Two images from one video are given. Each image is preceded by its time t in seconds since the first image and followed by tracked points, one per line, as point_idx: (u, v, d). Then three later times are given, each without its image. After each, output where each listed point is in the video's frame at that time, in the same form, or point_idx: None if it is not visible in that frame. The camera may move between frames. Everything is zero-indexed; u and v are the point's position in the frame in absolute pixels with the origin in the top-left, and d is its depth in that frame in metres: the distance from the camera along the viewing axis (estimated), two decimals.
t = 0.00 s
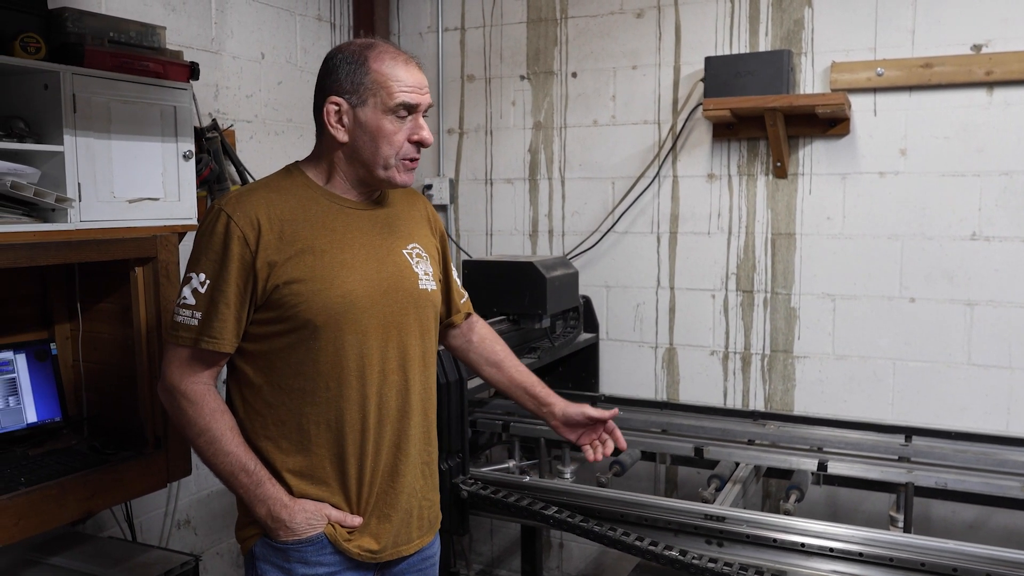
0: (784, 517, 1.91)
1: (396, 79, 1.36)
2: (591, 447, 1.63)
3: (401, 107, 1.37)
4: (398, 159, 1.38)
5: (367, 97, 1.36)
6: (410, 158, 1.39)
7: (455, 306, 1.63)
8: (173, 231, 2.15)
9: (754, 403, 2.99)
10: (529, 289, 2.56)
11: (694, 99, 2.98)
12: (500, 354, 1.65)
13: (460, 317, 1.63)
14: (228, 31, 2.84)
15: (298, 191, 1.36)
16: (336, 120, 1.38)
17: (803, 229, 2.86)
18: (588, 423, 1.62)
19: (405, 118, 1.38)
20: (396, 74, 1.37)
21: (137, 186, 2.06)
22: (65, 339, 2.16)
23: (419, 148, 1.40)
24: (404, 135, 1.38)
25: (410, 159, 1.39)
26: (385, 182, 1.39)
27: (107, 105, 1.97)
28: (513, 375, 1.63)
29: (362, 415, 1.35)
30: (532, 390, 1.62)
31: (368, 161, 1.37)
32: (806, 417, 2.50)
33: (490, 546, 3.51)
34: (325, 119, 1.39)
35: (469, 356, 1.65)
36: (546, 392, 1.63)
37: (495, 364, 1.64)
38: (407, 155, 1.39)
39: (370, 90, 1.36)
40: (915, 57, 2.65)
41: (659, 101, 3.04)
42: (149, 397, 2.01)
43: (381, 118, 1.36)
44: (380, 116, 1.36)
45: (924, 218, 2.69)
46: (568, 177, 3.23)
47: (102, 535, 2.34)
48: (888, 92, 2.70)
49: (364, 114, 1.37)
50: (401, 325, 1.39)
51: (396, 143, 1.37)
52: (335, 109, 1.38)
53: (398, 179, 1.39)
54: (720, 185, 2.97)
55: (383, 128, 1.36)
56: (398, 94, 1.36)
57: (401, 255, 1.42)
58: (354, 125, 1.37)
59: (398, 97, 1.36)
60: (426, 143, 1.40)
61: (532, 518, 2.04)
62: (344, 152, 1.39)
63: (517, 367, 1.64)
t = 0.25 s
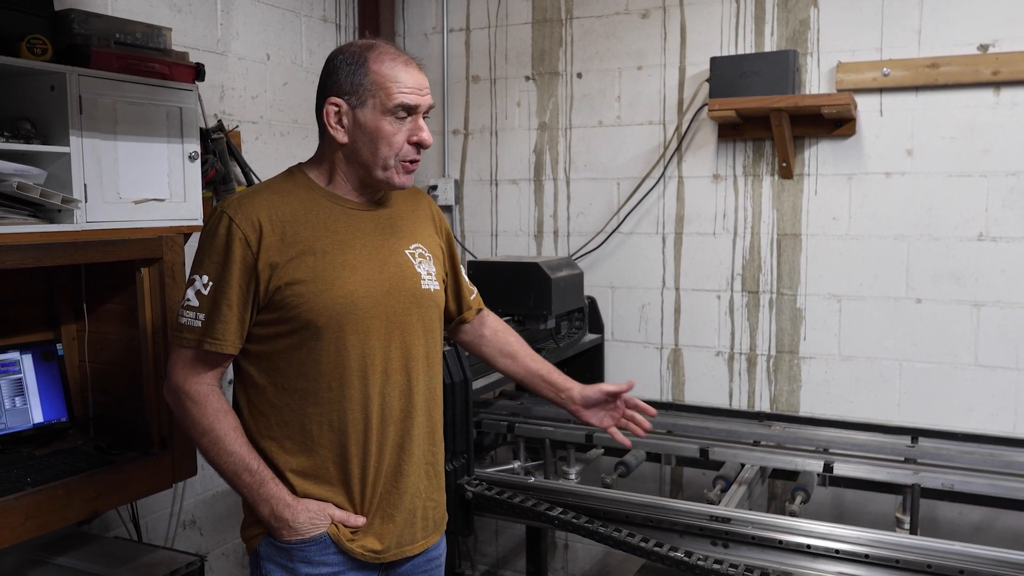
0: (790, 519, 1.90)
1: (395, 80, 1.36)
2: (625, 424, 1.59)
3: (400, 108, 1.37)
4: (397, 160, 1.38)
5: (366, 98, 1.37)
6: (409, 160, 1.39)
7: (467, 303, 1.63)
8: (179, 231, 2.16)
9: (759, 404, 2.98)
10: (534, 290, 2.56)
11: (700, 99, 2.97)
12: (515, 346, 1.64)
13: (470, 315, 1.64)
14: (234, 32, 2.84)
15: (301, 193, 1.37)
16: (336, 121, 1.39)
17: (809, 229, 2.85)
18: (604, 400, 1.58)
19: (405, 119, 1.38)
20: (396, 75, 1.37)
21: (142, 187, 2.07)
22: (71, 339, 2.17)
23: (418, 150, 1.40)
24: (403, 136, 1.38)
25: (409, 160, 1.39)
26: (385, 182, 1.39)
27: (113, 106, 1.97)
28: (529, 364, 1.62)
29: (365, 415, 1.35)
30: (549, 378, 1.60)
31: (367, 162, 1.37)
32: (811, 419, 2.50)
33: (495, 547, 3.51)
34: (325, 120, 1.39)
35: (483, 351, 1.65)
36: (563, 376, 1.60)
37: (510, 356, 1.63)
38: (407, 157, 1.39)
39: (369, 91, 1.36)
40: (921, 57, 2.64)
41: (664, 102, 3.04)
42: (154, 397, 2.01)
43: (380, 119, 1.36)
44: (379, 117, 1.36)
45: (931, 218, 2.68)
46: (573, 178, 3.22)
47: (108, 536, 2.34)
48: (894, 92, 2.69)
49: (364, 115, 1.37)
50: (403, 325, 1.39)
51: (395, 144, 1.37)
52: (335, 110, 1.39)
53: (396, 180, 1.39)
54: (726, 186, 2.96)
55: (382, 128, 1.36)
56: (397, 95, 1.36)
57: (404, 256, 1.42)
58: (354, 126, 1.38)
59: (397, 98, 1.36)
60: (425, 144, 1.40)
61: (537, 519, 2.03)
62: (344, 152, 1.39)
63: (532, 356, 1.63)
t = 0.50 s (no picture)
0: (793, 520, 1.90)
1: (394, 80, 1.36)
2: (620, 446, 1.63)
3: (398, 107, 1.36)
4: (396, 160, 1.37)
5: (365, 98, 1.37)
6: (408, 159, 1.37)
7: (466, 306, 1.62)
8: (182, 232, 2.16)
9: (763, 405, 2.98)
10: (537, 290, 2.56)
11: (703, 100, 2.97)
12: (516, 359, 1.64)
13: (470, 319, 1.63)
14: (238, 33, 2.85)
15: (302, 194, 1.37)
16: (335, 122, 1.39)
17: (813, 230, 2.85)
18: (602, 423, 1.61)
19: (404, 119, 1.37)
20: (394, 75, 1.36)
21: (146, 188, 2.07)
22: (75, 340, 2.17)
23: (418, 149, 1.39)
24: (401, 136, 1.37)
25: (408, 160, 1.38)
26: (383, 183, 1.38)
27: (117, 107, 1.98)
28: (527, 378, 1.63)
29: (365, 416, 1.35)
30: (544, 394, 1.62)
31: (365, 162, 1.37)
32: (815, 419, 2.49)
33: (498, 548, 3.50)
34: (324, 121, 1.40)
35: (483, 358, 1.65)
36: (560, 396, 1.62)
37: (510, 368, 1.64)
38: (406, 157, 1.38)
39: (367, 91, 1.36)
40: (925, 57, 2.64)
41: (667, 102, 3.03)
42: (158, 397, 2.02)
43: (378, 119, 1.36)
44: (377, 117, 1.36)
45: (935, 218, 2.67)
46: (576, 178, 3.22)
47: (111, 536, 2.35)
48: (898, 92, 2.68)
49: (362, 115, 1.37)
50: (403, 326, 1.39)
51: (393, 143, 1.36)
52: (334, 110, 1.39)
53: (394, 180, 1.37)
54: (730, 186, 2.96)
55: (380, 128, 1.36)
56: (394, 95, 1.36)
57: (404, 257, 1.41)
58: (353, 126, 1.38)
59: (394, 97, 1.35)
60: (425, 144, 1.38)
61: (540, 519, 2.03)
62: (344, 153, 1.40)
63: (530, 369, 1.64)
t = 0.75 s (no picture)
0: (796, 521, 1.89)
1: (400, 81, 1.36)
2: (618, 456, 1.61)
3: (405, 109, 1.36)
4: (402, 162, 1.37)
5: (371, 99, 1.36)
6: (414, 161, 1.38)
7: (466, 308, 1.62)
8: (184, 232, 2.16)
9: (766, 405, 2.97)
10: (540, 291, 2.55)
11: (706, 100, 2.97)
12: (515, 363, 1.64)
13: (470, 321, 1.62)
14: (240, 34, 2.85)
15: (306, 194, 1.37)
16: (341, 123, 1.39)
17: (815, 230, 2.84)
18: (601, 430, 1.60)
19: (410, 120, 1.37)
20: (401, 77, 1.36)
21: (148, 188, 2.07)
22: (77, 340, 2.18)
23: (424, 151, 1.39)
24: (407, 137, 1.37)
25: (414, 162, 1.38)
26: (389, 184, 1.38)
27: (119, 107, 1.98)
28: (526, 383, 1.63)
29: (367, 416, 1.35)
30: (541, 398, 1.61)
31: (371, 163, 1.37)
32: (818, 420, 2.49)
33: (501, 548, 3.50)
34: (331, 122, 1.39)
35: (481, 362, 1.65)
36: (559, 403, 1.62)
37: (508, 372, 1.64)
38: (412, 158, 1.38)
39: (374, 93, 1.36)
40: (928, 57, 2.63)
41: (670, 102, 3.03)
42: (160, 397, 2.02)
43: (385, 121, 1.36)
44: (384, 118, 1.36)
45: (938, 218, 2.67)
46: (579, 179, 3.22)
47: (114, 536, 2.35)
48: (901, 92, 2.68)
49: (369, 116, 1.37)
50: (405, 327, 1.39)
51: (399, 145, 1.36)
52: (340, 111, 1.39)
53: (401, 182, 1.38)
54: (732, 186, 2.96)
55: (387, 130, 1.36)
56: (401, 96, 1.36)
57: (407, 258, 1.41)
58: (359, 128, 1.38)
59: (401, 99, 1.35)
60: (431, 145, 1.39)
61: (542, 520, 2.03)
62: (350, 154, 1.40)
63: (529, 374, 1.64)
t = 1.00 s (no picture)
0: (798, 521, 1.89)
1: (406, 82, 1.36)
2: (609, 459, 1.58)
3: (411, 109, 1.36)
4: (406, 162, 1.37)
5: (377, 100, 1.36)
6: (420, 162, 1.38)
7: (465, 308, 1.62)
8: (185, 232, 2.16)
9: (767, 406, 2.97)
10: (541, 291, 2.55)
11: (707, 100, 2.96)
12: (508, 364, 1.64)
13: (467, 321, 1.62)
14: (241, 34, 2.85)
15: (310, 194, 1.36)
16: (347, 124, 1.39)
17: (817, 230, 2.84)
18: (591, 434, 1.57)
19: (415, 121, 1.37)
20: (406, 77, 1.36)
21: (149, 188, 2.07)
22: (79, 340, 2.17)
23: (429, 152, 1.39)
24: (413, 138, 1.37)
25: (419, 163, 1.38)
26: (394, 185, 1.38)
27: (120, 107, 1.98)
28: (518, 384, 1.62)
29: (372, 416, 1.34)
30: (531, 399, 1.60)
31: (377, 164, 1.37)
32: (820, 420, 2.48)
33: (502, 549, 3.50)
34: (336, 122, 1.39)
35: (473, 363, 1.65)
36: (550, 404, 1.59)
37: (500, 373, 1.63)
38: (416, 158, 1.38)
39: (379, 93, 1.36)
40: (930, 57, 2.63)
41: (671, 102, 3.03)
42: (161, 397, 2.01)
43: (390, 121, 1.36)
44: (390, 119, 1.36)
45: (940, 218, 2.66)
46: (580, 179, 3.22)
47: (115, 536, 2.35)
48: (903, 92, 2.67)
49: (374, 117, 1.36)
50: (409, 327, 1.39)
51: (406, 146, 1.36)
52: (345, 112, 1.38)
53: (407, 183, 1.38)
54: (734, 186, 2.95)
55: (393, 130, 1.36)
56: (407, 97, 1.35)
57: (410, 258, 1.41)
58: (365, 128, 1.37)
59: (407, 99, 1.35)
60: (436, 146, 1.39)
61: (544, 520, 2.02)
62: (355, 154, 1.39)
63: (520, 375, 1.63)
